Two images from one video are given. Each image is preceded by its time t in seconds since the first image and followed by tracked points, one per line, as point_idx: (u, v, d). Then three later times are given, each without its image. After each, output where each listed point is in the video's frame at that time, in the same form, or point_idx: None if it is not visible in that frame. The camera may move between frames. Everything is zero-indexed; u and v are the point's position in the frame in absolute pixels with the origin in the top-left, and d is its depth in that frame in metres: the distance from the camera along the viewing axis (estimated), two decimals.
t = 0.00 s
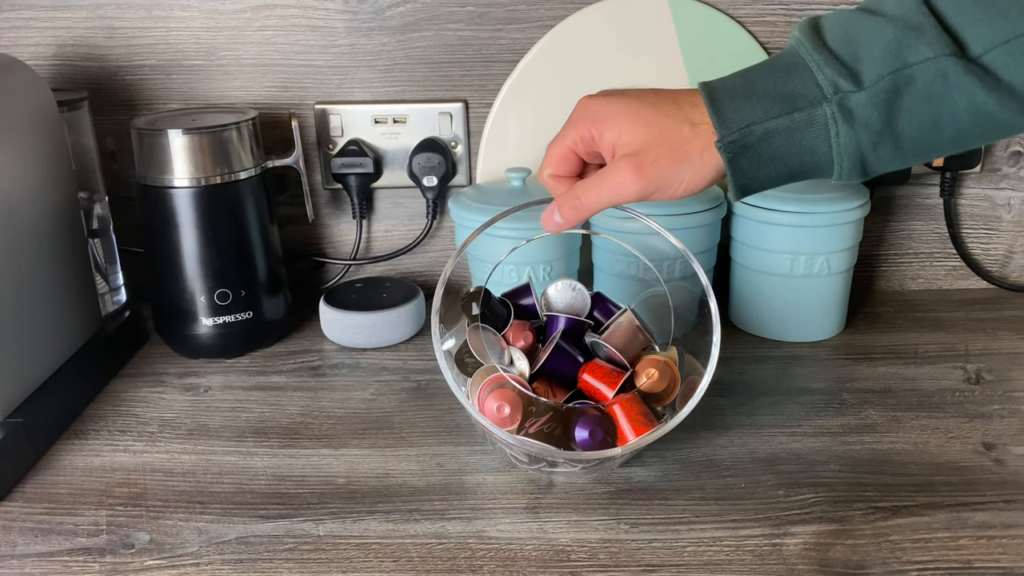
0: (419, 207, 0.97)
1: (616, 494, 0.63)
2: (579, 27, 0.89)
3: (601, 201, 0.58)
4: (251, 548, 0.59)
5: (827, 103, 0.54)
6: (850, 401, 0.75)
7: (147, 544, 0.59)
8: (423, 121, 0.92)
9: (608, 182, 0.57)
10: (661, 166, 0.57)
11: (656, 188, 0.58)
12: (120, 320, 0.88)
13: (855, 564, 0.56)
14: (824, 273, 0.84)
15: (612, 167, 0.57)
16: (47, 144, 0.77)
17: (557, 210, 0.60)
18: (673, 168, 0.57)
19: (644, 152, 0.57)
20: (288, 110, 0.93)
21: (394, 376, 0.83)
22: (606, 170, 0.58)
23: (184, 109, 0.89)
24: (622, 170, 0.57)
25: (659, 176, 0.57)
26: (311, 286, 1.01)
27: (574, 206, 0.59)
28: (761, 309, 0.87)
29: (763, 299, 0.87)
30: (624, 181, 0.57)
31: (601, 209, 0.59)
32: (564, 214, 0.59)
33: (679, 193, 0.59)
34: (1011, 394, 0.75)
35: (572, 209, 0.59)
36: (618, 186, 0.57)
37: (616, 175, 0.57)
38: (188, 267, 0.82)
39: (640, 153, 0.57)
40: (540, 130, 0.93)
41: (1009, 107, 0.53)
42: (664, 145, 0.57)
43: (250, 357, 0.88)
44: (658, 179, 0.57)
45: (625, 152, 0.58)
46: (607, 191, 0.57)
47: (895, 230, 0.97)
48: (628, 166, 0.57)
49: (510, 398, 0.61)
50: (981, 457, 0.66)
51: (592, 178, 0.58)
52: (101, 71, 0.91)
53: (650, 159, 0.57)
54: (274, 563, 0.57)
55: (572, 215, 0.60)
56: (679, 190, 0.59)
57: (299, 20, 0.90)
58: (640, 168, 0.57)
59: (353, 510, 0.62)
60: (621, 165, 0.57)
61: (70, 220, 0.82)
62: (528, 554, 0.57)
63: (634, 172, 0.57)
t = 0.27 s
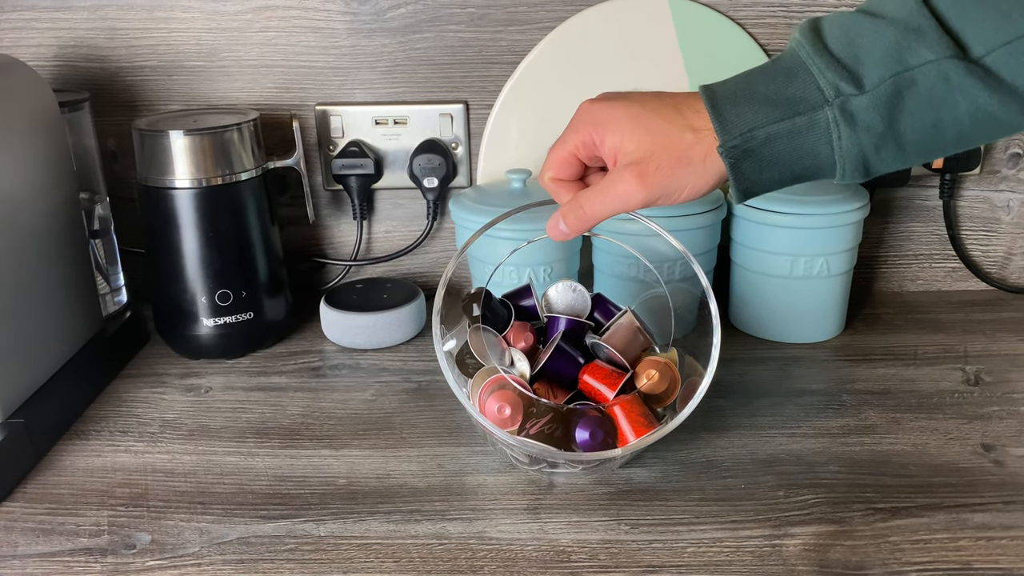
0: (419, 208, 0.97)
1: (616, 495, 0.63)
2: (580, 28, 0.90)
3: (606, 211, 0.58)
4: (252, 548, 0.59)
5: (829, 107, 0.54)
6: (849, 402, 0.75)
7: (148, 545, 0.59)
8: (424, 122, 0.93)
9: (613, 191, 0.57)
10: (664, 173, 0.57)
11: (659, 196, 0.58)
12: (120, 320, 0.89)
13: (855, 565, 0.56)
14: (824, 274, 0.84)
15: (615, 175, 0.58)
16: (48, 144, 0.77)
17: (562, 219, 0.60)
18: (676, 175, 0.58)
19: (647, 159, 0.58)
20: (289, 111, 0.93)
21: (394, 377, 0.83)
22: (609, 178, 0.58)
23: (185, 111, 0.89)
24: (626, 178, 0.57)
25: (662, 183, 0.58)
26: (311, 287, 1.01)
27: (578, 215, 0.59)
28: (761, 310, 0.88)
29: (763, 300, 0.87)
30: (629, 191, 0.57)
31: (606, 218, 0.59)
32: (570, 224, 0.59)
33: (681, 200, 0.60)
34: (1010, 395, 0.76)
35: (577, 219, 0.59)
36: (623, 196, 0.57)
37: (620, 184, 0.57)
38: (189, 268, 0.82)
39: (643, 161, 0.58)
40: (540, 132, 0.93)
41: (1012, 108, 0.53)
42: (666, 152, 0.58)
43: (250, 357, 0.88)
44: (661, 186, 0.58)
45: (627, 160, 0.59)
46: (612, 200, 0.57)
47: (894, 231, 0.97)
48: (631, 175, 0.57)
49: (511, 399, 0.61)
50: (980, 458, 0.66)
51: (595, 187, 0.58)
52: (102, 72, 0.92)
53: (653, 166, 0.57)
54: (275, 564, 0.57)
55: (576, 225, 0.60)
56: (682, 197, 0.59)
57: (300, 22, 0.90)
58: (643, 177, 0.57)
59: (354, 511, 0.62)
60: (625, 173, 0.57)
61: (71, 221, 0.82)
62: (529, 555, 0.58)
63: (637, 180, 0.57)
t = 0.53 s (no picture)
0: (420, 209, 0.97)
1: (616, 496, 0.63)
2: (580, 30, 0.90)
3: (610, 216, 0.58)
4: (253, 548, 0.59)
5: (832, 112, 0.54)
6: (849, 403, 0.75)
7: (149, 545, 0.60)
8: (424, 123, 0.93)
9: (617, 196, 0.57)
10: (668, 178, 0.57)
11: (663, 201, 0.58)
12: (121, 320, 0.89)
13: (854, 565, 0.56)
14: (823, 275, 0.85)
15: (619, 180, 0.58)
16: (49, 145, 0.78)
17: (565, 223, 0.60)
18: (680, 180, 0.58)
19: (651, 165, 0.58)
20: (290, 112, 0.93)
21: (395, 377, 0.83)
22: (613, 183, 0.58)
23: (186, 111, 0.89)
24: (630, 184, 0.57)
25: (666, 189, 0.58)
26: (311, 287, 1.01)
27: (582, 220, 0.59)
28: (760, 311, 0.88)
29: (762, 301, 0.87)
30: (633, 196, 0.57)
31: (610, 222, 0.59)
32: (573, 228, 0.59)
33: (685, 204, 0.60)
34: (1008, 396, 0.76)
35: (580, 223, 0.59)
36: (627, 201, 0.57)
37: (624, 189, 0.57)
38: (189, 269, 0.82)
39: (647, 167, 0.58)
40: (540, 133, 0.93)
41: (1014, 112, 0.54)
42: (671, 158, 0.58)
43: (251, 358, 0.88)
44: (665, 191, 0.58)
45: (632, 165, 0.58)
46: (616, 205, 0.58)
47: (893, 232, 0.98)
48: (635, 180, 0.57)
49: (511, 400, 0.61)
50: (979, 459, 0.66)
51: (600, 192, 0.58)
52: (103, 73, 0.92)
53: (657, 172, 0.57)
54: (276, 563, 0.57)
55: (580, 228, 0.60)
56: (686, 202, 0.59)
57: (301, 23, 0.90)
58: (647, 182, 0.57)
59: (354, 511, 0.62)
60: (629, 179, 0.57)
61: (72, 222, 0.82)
62: (529, 555, 0.58)
63: (642, 186, 0.57)
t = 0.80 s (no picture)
0: (419, 208, 0.98)
1: (615, 495, 0.63)
2: (580, 30, 0.90)
3: (614, 220, 0.59)
4: (253, 547, 0.59)
5: (836, 113, 0.54)
6: (847, 403, 0.75)
7: (149, 544, 0.60)
8: (424, 123, 0.93)
9: (621, 201, 0.58)
10: (672, 182, 0.58)
11: (667, 204, 0.59)
12: (121, 320, 0.89)
13: (853, 564, 0.56)
14: (822, 275, 0.85)
15: (624, 185, 0.59)
16: (50, 145, 0.78)
17: (569, 226, 0.61)
18: (684, 184, 0.58)
19: (655, 169, 0.58)
20: (290, 112, 0.93)
21: (394, 377, 0.83)
22: (617, 188, 0.59)
23: (186, 111, 0.89)
24: (634, 189, 0.58)
25: (670, 192, 0.58)
26: (311, 287, 1.01)
27: (587, 225, 0.60)
28: (759, 311, 0.88)
29: (762, 302, 0.87)
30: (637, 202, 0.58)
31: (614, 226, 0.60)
32: (577, 231, 0.61)
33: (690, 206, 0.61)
34: (1007, 396, 0.76)
35: (584, 227, 0.60)
36: (631, 205, 0.58)
37: (628, 194, 0.58)
38: (189, 268, 0.82)
39: (651, 171, 0.58)
40: (540, 133, 0.93)
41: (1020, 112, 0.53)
42: (674, 161, 0.58)
43: (251, 357, 0.88)
44: (669, 195, 0.58)
45: (636, 169, 0.59)
46: (620, 208, 0.59)
47: (892, 232, 0.98)
48: (639, 184, 0.58)
49: (511, 400, 0.62)
50: (977, 458, 0.67)
51: (603, 197, 0.59)
52: (104, 72, 0.92)
53: (661, 176, 0.58)
54: (276, 562, 0.58)
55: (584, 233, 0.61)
56: (690, 204, 0.60)
57: (301, 23, 0.90)
58: (651, 187, 0.58)
59: (354, 510, 0.63)
60: (633, 184, 0.58)
61: (72, 222, 0.82)
62: (528, 554, 0.58)
63: (645, 190, 0.58)
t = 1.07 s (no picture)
0: (417, 206, 0.97)
1: (613, 492, 0.63)
2: (577, 27, 0.90)
3: (618, 203, 0.57)
4: (249, 545, 0.59)
5: (839, 88, 0.54)
6: (845, 400, 0.75)
7: (146, 541, 0.60)
8: (421, 121, 0.93)
9: (624, 183, 0.57)
10: (676, 162, 0.57)
11: (672, 185, 0.58)
12: (119, 318, 0.89)
13: (849, 561, 0.56)
14: (820, 273, 0.85)
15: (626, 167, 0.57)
16: (47, 142, 0.78)
17: (571, 216, 0.59)
18: (688, 163, 0.57)
19: (657, 149, 0.57)
20: (287, 109, 0.93)
21: (392, 375, 0.83)
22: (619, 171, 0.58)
23: (183, 109, 0.89)
24: (637, 170, 0.57)
25: (674, 172, 0.57)
26: (309, 285, 1.01)
27: (590, 213, 0.58)
28: (757, 309, 0.88)
29: (759, 299, 0.87)
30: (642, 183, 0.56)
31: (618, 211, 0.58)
32: (580, 219, 0.58)
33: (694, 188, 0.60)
34: (1005, 393, 0.76)
35: (588, 214, 0.58)
36: (635, 187, 0.57)
37: (632, 175, 0.57)
38: (187, 266, 0.82)
39: (654, 151, 0.57)
40: (538, 131, 0.93)
41: None
42: (677, 141, 0.57)
43: (248, 355, 0.88)
44: (673, 174, 0.57)
45: (638, 151, 0.58)
46: (624, 191, 0.57)
47: (890, 230, 0.98)
48: (642, 166, 0.57)
49: (507, 396, 0.61)
50: (975, 455, 0.67)
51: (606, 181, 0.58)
52: (101, 70, 0.92)
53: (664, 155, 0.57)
54: (272, 560, 0.57)
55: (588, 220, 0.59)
56: (695, 185, 0.59)
57: (298, 20, 0.90)
58: (654, 167, 0.57)
59: (351, 508, 0.63)
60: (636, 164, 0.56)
61: (69, 220, 0.82)
62: (525, 551, 0.58)
63: (649, 171, 0.57)
